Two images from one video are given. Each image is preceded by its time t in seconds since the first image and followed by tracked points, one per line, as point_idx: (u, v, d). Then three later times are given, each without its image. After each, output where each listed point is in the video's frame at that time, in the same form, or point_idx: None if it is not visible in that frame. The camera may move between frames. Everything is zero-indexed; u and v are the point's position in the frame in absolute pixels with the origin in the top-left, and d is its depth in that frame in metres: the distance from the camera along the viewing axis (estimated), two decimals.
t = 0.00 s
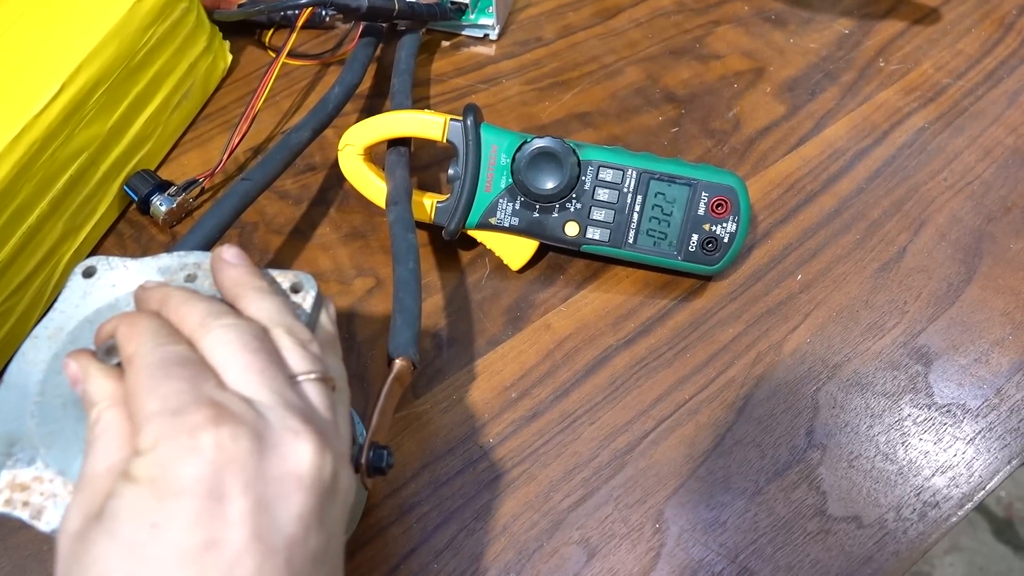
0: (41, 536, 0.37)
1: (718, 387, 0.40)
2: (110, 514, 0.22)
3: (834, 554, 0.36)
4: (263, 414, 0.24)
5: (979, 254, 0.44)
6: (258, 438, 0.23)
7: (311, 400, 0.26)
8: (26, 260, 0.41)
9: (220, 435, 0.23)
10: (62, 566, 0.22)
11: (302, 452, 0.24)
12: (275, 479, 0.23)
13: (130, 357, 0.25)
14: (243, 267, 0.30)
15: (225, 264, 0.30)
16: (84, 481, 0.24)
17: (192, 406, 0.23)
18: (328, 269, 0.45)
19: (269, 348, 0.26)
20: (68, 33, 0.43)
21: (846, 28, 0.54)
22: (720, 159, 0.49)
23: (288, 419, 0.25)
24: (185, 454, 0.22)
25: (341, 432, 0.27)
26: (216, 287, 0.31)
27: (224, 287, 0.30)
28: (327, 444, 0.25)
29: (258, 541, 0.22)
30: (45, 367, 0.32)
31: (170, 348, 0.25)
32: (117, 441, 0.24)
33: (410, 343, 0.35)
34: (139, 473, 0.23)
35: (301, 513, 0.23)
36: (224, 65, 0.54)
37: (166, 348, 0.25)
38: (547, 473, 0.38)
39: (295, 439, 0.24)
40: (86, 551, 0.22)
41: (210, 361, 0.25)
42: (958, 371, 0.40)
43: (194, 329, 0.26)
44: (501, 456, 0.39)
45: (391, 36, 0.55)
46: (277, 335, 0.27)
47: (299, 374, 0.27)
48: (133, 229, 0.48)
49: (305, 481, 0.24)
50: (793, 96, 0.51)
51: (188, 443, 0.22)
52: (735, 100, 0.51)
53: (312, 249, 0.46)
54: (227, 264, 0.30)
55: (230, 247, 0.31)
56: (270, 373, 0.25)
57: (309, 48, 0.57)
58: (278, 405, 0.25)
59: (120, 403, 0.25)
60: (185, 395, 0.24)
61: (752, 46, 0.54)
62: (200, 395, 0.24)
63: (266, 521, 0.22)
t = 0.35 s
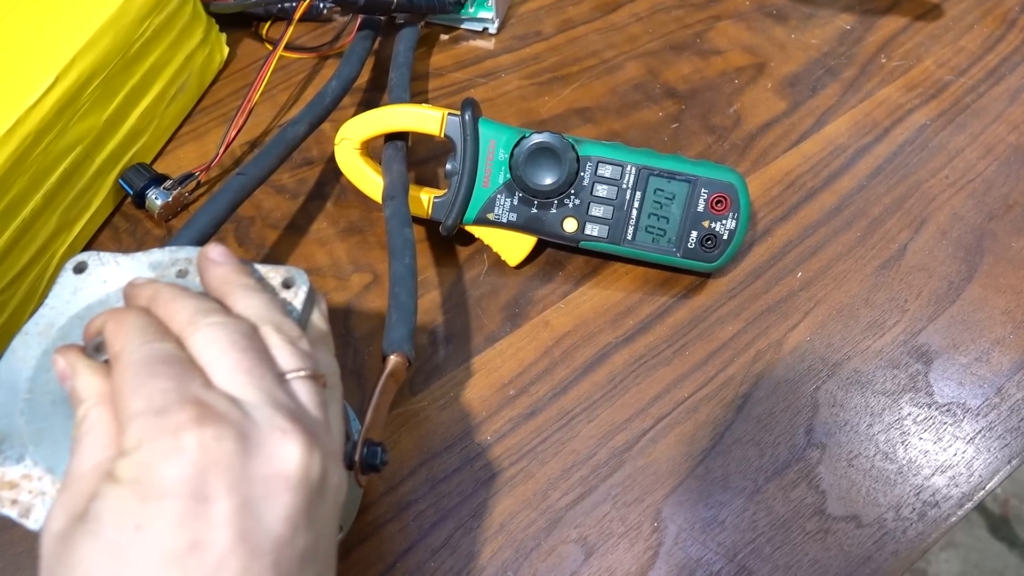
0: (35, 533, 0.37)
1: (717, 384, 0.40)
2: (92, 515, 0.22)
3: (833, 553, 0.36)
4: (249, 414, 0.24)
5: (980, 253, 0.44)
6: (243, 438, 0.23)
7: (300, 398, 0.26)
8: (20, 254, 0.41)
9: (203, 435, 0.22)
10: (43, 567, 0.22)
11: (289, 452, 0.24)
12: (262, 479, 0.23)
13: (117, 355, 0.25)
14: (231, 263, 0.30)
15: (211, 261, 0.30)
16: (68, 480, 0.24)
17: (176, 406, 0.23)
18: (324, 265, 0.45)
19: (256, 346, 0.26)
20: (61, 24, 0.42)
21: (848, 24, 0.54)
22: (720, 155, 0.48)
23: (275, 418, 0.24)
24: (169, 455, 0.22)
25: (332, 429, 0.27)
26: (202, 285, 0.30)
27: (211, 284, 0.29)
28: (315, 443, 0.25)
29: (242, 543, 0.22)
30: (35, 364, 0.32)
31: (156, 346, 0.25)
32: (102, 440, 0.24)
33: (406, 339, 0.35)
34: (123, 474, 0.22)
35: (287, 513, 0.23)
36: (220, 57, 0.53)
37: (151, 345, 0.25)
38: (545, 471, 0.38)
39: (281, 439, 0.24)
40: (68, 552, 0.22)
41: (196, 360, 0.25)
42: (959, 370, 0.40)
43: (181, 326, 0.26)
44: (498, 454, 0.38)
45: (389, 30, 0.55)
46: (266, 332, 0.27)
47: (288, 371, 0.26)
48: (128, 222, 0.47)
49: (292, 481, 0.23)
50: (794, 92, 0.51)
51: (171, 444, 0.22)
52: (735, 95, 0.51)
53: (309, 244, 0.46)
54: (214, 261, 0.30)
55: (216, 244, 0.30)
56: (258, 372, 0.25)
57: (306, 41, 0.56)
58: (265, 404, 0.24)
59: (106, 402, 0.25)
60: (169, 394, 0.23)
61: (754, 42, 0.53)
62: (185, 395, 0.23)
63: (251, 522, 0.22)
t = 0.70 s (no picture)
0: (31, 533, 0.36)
1: (717, 385, 0.40)
2: (77, 522, 0.22)
3: (832, 555, 0.36)
4: (236, 419, 0.24)
5: (980, 253, 0.44)
6: (229, 444, 0.23)
7: (290, 401, 0.26)
8: (15, 252, 0.40)
9: (188, 441, 0.22)
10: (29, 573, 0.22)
11: (276, 457, 0.23)
12: (248, 485, 0.23)
13: (104, 357, 0.24)
14: (222, 265, 0.29)
15: (202, 263, 0.29)
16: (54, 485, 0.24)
17: (162, 411, 0.23)
18: (322, 263, 0.44)
19: (245, 349, 0.26)
20: (56, 19, 0.41)
21: (849, 22, 0.54)
22: (720, 154, 0.48)
23: (263, 422, 0.24)
24: (154, 461, 0.22)
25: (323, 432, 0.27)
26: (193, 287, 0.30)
27: (201, 286, 0.29)
28: (304, 447, 0.24)
29: (228, 549, 0.21)
30: (26, 365, 0.31)
31: (144, 349, 0.24)
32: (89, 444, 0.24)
33: (402, 338, 0.35)
34: (107, 480, 0.22)
35: (275, 519, 0.23)
36: (217, 53, 0.53)
37: (139, 348, 0.24)
38: (543, 472, 0.38)
39: (269, 443, 0.23)
40: (53, 559, 0.21)
41: (185, 363, 0.25)
42: (959, 372, 0.40)
43: (170, 329, 0.26)
44: (496, 455, 0.38)
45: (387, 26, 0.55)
46: (256, 335, 0.27)
47: (277, 374, 0.26)
48: (124, 220, 0.47)
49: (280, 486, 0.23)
50: (794, 91, 0.50)
51: (156, 450, 0.22)
52: (735, 94, 0.50)
53: (306, 242, 0.45)
54: (204, 263, 0.29)
55: (207, 246, 0.30)
56: (246, 375, 0.25)
57: (304, 37, 0.56)
58: (253, 408, 0.24)
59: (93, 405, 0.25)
60: (155, 398, 0.23)
61: (754, 40, 0.53)
62: (171, 400, 0.23)
63: (238, 528, 0.22)
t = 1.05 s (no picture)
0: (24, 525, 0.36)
1: (715, 379, 0.40)
2: (65, 517, 0.21)
3: (830, 551, 0.36)
4: (226, 415, 0.23)
5: (980, 248, 0.43)
6: (218, 441, 0.22)
7: (282, 396, 0.25)
8: (8, 242, 0.40)
9: (176, 437, 0.22)
10: (15, 568, 0.22)
11: (267, 453, 0.23)
12: (238, 482, 0.22)
13: (95, 350, 0.24)
14: (216, 257, 0.29)
15: (195, 255, 0.29)
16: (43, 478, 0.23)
17: (151, 406, 0.22)
18: (318, 255, 0.44)
19: (237, 343, 0.25)
20: (49, 7, 0.41)
21: (850, 15, 0.53)
22: (720, 147, 0.48)
23: (254, 418, 0.24)
24: (142, 457, 0.21)
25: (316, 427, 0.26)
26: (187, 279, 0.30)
27: (194, 278, 0.28)
28: (296, 442, 0.24)
29: (216, 546, 0.21)
30: (17, 356, 0.31)
31: (135, 341, 0.24)
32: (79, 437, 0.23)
33: (399, 331, 0.34)
34: (95, 475, 0.22)
35: (264, 516, 0.22)
36: (213, 42, 0.52)
37: (129, 341, 0.24)
38: (540, 466, 0.38)
39: (260, 439, 0.23)
40: (39, 555, 0.21)
41: (176, 357, 0.25)
42: (958, 367, 0.40)
43: (161, 321, 0.25)
44: (493, 449, 0.38)
45: (385, 16, 0.54)
46: (249, 328, 0.26)
47: (270, 369, 0.26)
48: (118, 210, 0.47)
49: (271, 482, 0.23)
50: (795, 84, 0.50)
51: (144, 445, 0.22)
52: (736, 86, 0.50)
53: (303, 234, 0.45)
54: (197, 255, 0.29)
55: (201, 238, 0.30)
56: (238, 370, 0.25)
57: (301, 27, 0.55)
58: (244, 404, 0.24)
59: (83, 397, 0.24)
60: (144, 393, 0.23)
61: (755, 32, 0.53)
62: (160, 394, 0.23)
63: (227, 525, 0.22)
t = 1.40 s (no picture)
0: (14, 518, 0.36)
1: (712, 373, 0.40)
2: (49, 515, 0.21)
3: (826, 546, 0.36)
4: (214, 411, 0.23)
5: (979, 242, 0.43)
6: (205, 438, 0.22)
7: (272, 390, 0.25)
8: None
9: (162, 434, 0.22)
10: None
11: (255, 449, 0.23)
12: (225, 480, 0.22)
13: (81, 344, 0.24)
14: (206, 250, 0.29)
15: (184, 248, 0.29)
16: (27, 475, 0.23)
17: (136, 402, 0.22)
18: (312, 247, 0.44)
19: (226, 338, 0.25)
20: None
21: (850, 6, 0.53)
22: (719, 139, 0.47)
23: (242, 414, 0.23)
24: (127, 455, 0.21)
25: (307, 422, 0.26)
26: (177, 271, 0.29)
27: (183, 271, 0.28)
28: (285, 438, 0.24)
29: (203, 544, 0.21)
30: (5, 349, 0.31)
31: (121, 335, 0.24)
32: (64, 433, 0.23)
33: (393, 323, 0.34)
34: (79, 473, 0.21)
35: (252, 513, 0.22)
36: (207, 31, 0.52)
37: (115, 335, 0.24)
38: (535, 460, 0.37)
39: (247, 436, 0.23)
40: (23, 553, 0.21)
41: (164, 352, 0.24)
42: (956, 361, 0.40)
43: (149, 315, 0.25)
44: (488, 442, 0.38)
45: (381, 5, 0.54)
46: (238, 322, 0.26)
47: (260, 364, 0.25)
48: (111, 201, 0.46)
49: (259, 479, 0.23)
50: (794, 76, 0.50)
51: (129, 443, 0.21)
52: (734, 78, 0.50)
53: (297, 226, 0.44)
54: (186, 248, 0.29)
55: (191, 230, 0.29)
56: (227, 365, 0.24)
57: (295, 16, 0.54)
58: (232, 400, 0.24)
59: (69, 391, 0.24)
60: (130, 389, 0.22)
61: (754, 23, 0.52)
62: (146, 390, 0.22)
63: (214, 524, 0.21)
